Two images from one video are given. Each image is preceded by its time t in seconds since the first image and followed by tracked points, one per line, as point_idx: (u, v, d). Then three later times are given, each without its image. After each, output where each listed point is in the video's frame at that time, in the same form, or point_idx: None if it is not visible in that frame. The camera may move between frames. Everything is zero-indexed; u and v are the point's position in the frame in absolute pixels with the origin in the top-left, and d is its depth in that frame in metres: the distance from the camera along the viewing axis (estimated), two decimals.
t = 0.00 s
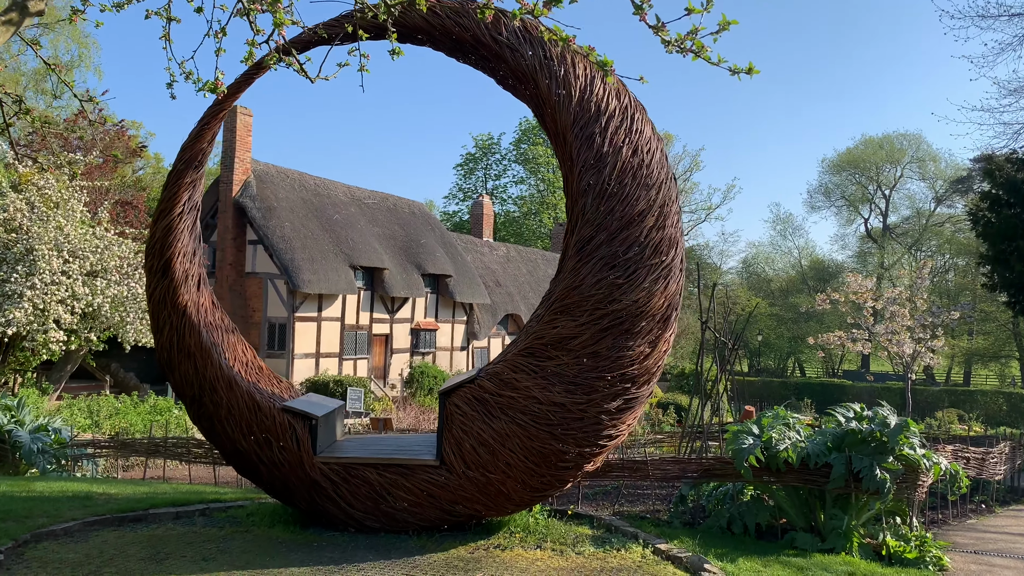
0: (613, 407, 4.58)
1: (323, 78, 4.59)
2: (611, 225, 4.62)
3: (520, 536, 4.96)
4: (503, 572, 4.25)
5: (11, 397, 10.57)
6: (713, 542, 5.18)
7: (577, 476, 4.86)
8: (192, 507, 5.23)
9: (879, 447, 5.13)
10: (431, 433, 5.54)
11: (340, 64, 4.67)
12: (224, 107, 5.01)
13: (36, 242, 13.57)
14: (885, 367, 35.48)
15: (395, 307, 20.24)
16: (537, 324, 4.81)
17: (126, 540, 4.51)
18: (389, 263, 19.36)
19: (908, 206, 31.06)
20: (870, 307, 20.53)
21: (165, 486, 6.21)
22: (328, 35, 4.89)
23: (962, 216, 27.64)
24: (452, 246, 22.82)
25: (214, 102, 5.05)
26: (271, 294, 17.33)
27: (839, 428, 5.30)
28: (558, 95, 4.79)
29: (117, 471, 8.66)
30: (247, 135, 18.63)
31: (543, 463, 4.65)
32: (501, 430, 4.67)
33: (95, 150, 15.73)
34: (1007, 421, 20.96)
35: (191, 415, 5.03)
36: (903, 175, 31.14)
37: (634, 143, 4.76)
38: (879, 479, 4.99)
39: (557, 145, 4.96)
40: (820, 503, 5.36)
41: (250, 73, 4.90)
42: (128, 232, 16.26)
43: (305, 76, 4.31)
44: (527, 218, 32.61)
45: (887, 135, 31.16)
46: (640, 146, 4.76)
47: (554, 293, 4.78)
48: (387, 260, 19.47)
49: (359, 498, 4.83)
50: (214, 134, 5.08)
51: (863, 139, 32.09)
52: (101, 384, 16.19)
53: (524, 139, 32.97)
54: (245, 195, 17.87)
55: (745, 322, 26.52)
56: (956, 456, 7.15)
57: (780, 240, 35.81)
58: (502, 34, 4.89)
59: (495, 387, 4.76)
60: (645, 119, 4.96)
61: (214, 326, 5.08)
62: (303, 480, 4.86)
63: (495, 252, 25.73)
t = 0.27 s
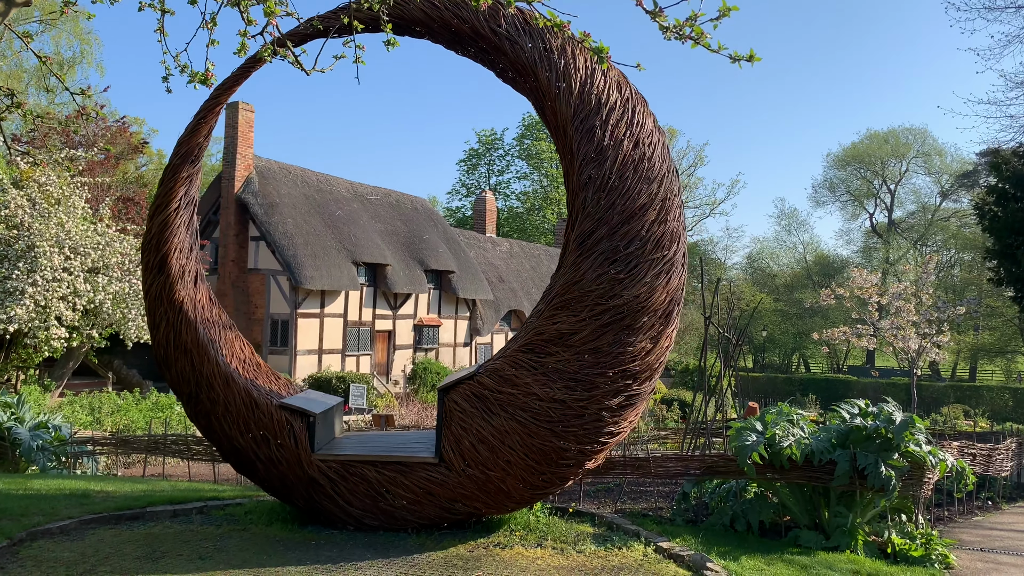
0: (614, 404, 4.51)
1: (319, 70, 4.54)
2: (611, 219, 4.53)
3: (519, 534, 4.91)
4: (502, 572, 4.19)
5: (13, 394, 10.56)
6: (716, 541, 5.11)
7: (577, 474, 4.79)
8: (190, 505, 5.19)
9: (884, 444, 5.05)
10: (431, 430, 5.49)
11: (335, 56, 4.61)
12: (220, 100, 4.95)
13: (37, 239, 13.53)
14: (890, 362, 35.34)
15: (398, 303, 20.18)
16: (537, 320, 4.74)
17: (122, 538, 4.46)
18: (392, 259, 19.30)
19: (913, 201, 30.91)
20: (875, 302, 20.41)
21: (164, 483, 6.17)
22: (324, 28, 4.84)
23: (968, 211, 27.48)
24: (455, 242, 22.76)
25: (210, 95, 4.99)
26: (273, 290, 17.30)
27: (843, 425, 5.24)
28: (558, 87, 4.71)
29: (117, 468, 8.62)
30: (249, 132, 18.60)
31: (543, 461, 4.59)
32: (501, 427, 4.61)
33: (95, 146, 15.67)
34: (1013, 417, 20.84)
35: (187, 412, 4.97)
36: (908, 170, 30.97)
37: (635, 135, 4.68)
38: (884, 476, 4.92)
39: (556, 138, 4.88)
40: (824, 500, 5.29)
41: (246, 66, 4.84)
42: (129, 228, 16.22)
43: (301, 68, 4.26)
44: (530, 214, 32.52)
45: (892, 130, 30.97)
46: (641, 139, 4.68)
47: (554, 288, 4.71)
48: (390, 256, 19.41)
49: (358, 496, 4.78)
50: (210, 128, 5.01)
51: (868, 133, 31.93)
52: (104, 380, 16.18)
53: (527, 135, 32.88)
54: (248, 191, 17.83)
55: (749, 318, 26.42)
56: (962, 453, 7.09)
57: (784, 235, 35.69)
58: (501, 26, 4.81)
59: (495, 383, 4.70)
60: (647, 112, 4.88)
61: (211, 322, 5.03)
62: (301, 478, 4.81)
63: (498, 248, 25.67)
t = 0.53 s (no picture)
0: (618, 404, 4.43)
1: (317, 68, 4.47)
2: (614, 217, 4.45)
3: (523, 537, 4.83)
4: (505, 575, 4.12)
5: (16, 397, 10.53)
6: (722, 543, 5.03)
7: (582, 475, 4.72)
8: (189, 509, 5.13)
9: (893, 444, 4.97)
10: (434, 431, 5.43)
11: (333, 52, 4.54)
12: (218, 100, 4.89)
13: (40, 242, 13.50)
14: (897, 360, 35.16)
15: (403, 304, 20.13)
16: (539, 320, 4.67)
17: (120, 543, 4.40)
18: (396, 260, 19.24)
19: (919, 199, 30.74)
20: (882, 301, 20.28)
21: (165, 487, 6.12)
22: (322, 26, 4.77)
23: (974, 208, 27.30)
24: (459, 243, 22.70)
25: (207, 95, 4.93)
26: (277, 291, 17.27)
27: (852, 425, 5.16)
28: (560, 84, 4.63)
29: (120, 471, 8.57)
30: (252, 133, 18.59)
31: (547, 462, 4.52)
32: (504, 428, 4.54)
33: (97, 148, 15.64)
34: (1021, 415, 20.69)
35: (187, 415, 4.91)
36: (914, 167, 30.80)
37: (638, 132, 4.59)
38: (894, 477, 4.83)
39: (558, 135, 4.80)
40: (832, 501, 5.21)
41: (244, 65, 4.78)
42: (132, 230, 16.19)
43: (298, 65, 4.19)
44: (534, 214, 32.44)
45: (898, 127, 30.80)
46: (644, 136, 4.60)
47: (557, 287, 4.63)
48: (394, 257, 19.36)
49: (359, 498, 4.72)
50: (208, 128, 4.95)
51: (873, 131, 31.78)
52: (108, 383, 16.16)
53: (531, 134, 32.82)
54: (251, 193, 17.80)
55: (755, 317, 26.28)
56: (973, 452, 6.99)
57: (789, 233, 35.53)
58: (501, 23, 4.74)
59: (497, 384, 4.63)
60: (650, 107, 4.80)
61: (209, 324, 4.97)
62: (301, 481, 4.74)
63: (502, 248, 25.60)
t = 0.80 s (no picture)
0: (622, 412, 4.34)
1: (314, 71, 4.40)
2: (617, 220, 4.36)
3: (526, 548, 4.75)
4: None
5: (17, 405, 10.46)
6: (729, 552, 4.94)
7: (585, 484, 4.62)
8: (187, 519, 5.06)
9: (904, 451, 4.87)
10: (435, 439, 5.34)
11: (330, 54, 4.48)
12: (214, 104, 4.82)
13: (42, 249, 13.46)
14: (904, 363, 35.00)
15: (406, 309, 20.06)
16: (542, 326, 4.57)
17: (116, 555, 4.33)
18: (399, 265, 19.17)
19: (924, 201, 30.60)
20: (889, 304, 20.15)
21: (164, 496, 6.04)
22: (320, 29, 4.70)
23: (981, 210, 27.15)
24: (463, 247, 22.62)
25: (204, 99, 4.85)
26: (280, 297, 17.22)
27: (860, 431, 5.06)
28: (561, 86, 4.54)
29: (120, 479, 8.49)
30: (256, 138, 18.55)
31: (549, 471, 4.43)
32: (506, 437, 4.45)
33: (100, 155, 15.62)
34: None
35: (184, 424, 4.83)
36: (919, 169, 30.67)
37: (642, 134, 4.50)
38: (905, 484, 4.73)
39: (560, 138, 4.71)
40: (842, 509, 5.11)
41: (241, 69, 4.71)
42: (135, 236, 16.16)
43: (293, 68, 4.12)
44: (538, 218, 32.37)
45: (902, 129, 30.69)
46: (648, 138, 4.51)
47: (559, 292, 4.54)
48: (397, 261, 19.29)
49: (359, 508, 4.64)
50: (205, 133, 4.88)
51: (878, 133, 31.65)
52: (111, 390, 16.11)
53: (535, 139, 32.76)
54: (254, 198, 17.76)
55: (760, 320, 26.16)
56: (984, 457, 6.88)
57: (794, 236, 35.39)
58: (501, 24, 4.66)
59: (499, 392, 4.55)
60: (653, 109, 4.71)
61: (207, 331, 4.90)
62: (300, 491, 4.66)
63: (506, 252, 25.54)
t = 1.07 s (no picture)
0: (625, 418, 4.24)
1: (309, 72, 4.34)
2: (619, 223, 4.27)
3: (527, 557, 4.65)
4: None
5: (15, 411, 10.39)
6: (735, 561, 4.84)
7: (588, 492, 4.52)
8: (182, 528, 4.97)
9: (912, 457, 4.76)
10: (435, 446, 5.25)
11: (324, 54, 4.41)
12: (209, 106, 4.74)
13: (42, 254, 13.40)
14: (908, 365, 34.85)
15: (409, 313, 19.97)
16: (542, 331, 4.48)
17: (108, 566, 4.25)
18: (401, 269, 19.09)
19: (928, 203, 30.48)
20: (894, 306, 20.03)
21: (161, 504, 5.95)
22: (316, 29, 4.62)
23: (985, 212, 27.02)
24: (466, 251, 22.54)
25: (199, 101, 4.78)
26: (283, 301, 17.16)
27: (868, 437, 4.96)
28: (562, 87, 4.46)
29: (119, 486, 8.40)
30: (257, 142, 18.50)
31: (551, 479, 4.33)
32: (506, 444, 4.37)
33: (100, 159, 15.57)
34: None
35: (179, 431, 4.75)
36: (923, 170, 30.54)
37: (644, 135, 4.42)
38: (914, 491, 4.62)
39: (560, 139, 4.62)
40: (849, 517, 5.02)
41: (236, 71, 4.63)
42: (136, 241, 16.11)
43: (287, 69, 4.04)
44: (541, 221, 32.29)
45: (906, 131, 30.57)
46: (650, 139, 4.42)
47: (560, 297, 4.45)
48: (399, 265, 19.21)
49: (356, 517, 4.56)
50: (200, 136, 4.81)
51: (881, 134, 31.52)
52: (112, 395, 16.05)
53: (537, 142, 32.69)
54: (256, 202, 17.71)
55: (764, 323, 26.05)
56: (993, 463, 6.78)
57: (798, 238, 35.28)
58: (500, 23, 4.58)
59: (499, 398, 4.46)
60: (655, 110, 4.62)
61: (202, 337, 4.82)
62: (297, 499, 4.58)
63: (509, 256, 25.46)
